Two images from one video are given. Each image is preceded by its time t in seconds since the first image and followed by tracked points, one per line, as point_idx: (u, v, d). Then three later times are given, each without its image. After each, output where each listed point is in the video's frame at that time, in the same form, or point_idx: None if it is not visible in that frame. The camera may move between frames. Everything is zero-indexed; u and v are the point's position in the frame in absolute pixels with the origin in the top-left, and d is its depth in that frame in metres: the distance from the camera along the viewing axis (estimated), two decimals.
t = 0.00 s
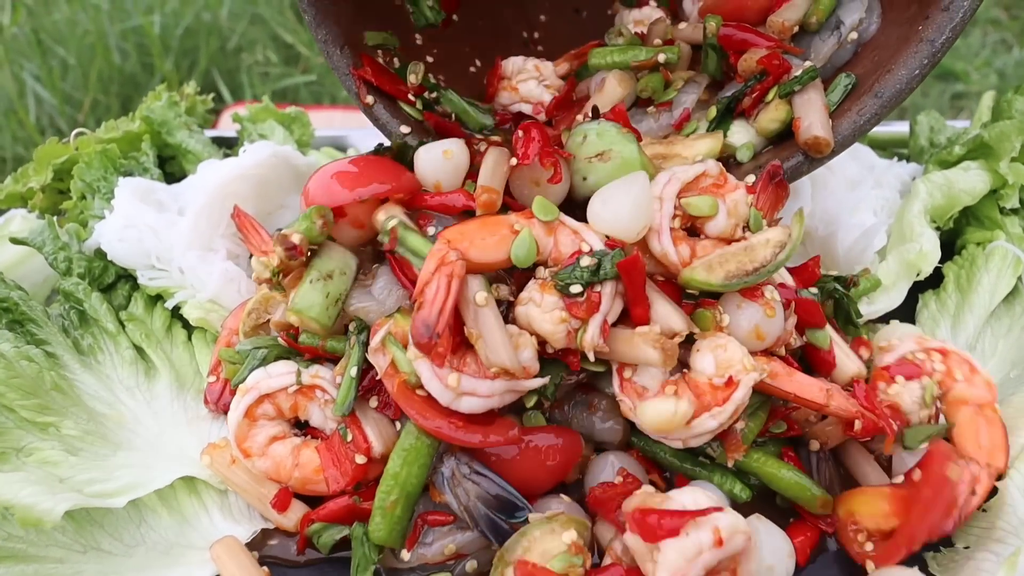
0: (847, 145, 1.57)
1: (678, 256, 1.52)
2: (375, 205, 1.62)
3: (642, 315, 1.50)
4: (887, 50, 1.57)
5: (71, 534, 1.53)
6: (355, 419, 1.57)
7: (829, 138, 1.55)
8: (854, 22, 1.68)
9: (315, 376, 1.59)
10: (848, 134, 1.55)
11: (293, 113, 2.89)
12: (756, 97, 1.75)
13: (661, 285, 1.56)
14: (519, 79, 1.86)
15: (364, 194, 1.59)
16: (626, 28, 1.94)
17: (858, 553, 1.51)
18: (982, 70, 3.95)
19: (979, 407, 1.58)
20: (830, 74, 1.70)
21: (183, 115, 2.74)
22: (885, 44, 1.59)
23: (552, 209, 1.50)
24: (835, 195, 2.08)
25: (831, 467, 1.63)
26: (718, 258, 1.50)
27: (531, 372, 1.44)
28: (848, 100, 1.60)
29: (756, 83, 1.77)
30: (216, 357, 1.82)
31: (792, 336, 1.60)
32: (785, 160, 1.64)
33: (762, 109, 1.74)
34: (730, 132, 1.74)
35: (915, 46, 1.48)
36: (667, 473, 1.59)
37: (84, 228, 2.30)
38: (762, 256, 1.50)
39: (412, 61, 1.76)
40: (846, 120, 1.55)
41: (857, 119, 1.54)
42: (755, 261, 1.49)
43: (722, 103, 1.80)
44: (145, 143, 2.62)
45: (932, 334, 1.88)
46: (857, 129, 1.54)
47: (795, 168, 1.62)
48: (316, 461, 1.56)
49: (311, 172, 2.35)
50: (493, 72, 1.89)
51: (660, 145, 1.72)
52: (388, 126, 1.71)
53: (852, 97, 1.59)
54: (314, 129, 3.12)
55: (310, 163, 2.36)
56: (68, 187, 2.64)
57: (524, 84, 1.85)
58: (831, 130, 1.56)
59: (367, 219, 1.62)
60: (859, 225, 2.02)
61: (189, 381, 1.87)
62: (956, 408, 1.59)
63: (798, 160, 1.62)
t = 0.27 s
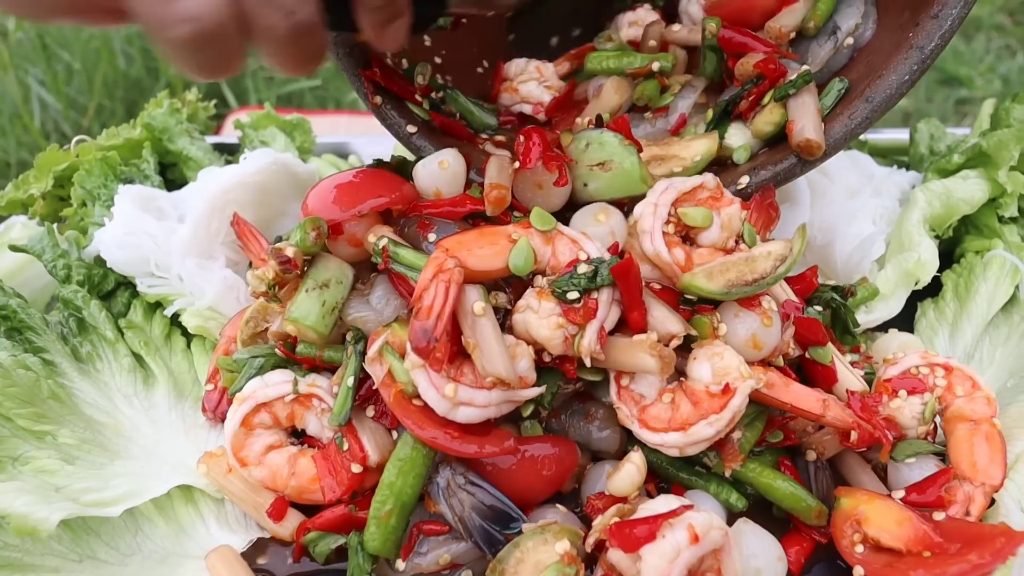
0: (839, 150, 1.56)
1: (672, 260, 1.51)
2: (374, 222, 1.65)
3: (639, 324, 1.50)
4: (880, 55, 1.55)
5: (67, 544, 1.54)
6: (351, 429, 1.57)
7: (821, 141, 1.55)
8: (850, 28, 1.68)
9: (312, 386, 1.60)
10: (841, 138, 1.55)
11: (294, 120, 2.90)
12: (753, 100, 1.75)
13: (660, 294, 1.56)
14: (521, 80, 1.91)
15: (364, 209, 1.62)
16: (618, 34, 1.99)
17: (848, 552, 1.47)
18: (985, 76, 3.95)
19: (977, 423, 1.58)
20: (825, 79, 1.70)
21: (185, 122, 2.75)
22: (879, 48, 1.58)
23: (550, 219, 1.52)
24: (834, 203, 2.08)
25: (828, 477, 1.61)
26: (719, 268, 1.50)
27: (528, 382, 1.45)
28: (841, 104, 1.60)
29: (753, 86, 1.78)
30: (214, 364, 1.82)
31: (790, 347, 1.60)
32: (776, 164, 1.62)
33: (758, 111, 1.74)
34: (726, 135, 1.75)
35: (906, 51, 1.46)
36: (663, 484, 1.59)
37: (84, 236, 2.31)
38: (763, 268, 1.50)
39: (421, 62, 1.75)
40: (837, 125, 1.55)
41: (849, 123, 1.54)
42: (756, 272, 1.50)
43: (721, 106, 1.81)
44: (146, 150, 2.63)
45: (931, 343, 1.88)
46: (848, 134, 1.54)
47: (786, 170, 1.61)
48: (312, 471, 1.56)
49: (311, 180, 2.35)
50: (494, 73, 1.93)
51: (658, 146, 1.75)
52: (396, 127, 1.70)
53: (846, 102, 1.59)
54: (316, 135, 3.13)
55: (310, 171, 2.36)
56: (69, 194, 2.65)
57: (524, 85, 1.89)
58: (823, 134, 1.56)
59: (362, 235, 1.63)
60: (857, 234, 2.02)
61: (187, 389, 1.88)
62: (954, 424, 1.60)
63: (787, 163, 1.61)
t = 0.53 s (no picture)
0: (834, 155, 1.55)
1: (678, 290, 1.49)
2: (365, 229, 1.66)
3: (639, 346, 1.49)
4: (874, 61, 1.55)
5: (62, 549, 1.54)
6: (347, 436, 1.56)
7: (816, 146, 1.53)
8: (840, 33, 1.66)
9: (307, 391, 1.59)
10: (837, 142, 1.53)
11: (292, 124, 2.89)
12: (745, 103, 1.75)
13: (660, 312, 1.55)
14: (483, 88, 1.87)
15: (355, 217, 1.64)
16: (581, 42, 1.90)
17: (846, 560, 1.46)
18: (985, 79, 3.94)
19: (976, 429, 1.57)
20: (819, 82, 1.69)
21: (182, 125, 2.74)
22: (872, 54, 1.58)
23: (555, 234, 1.49)
24: (833, 208, 2.07)
25: (826, 483, 1.61)
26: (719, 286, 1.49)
27: (522, 397, 1.45)
28: (836, 109, 1.59)
29: (745, 90, 1.76)
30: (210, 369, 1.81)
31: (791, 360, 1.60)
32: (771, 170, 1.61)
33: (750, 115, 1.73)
34: (717, 139, 1.72)
35: (903, 55, 1.47)
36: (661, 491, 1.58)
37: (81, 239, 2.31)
38: (766, 284, 1.49)
39: (393, 64, 1.77)
40: (833, 130, 1.54)
41: (845, 127, 1.53)
42: (759, 290, 1.48)
43: (708, 113, 1.78)
44: (144, 154, 2.63)
45: (929, 349, 1.88)
46: (844, 139, 1.53)
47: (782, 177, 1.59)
48: (307, 478, 1.56)
49: (309, 184, 2.35)
50: (454, 79, 1.90)
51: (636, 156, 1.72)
52: (364, 127, 1.67)
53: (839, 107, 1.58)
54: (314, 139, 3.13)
55: (308, 175, 2.35)
56: (66, 197, 2.65)
57: (487, 94, 1.86)
58: (819, 139, 1.55)
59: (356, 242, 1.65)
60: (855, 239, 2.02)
61: (183, 394, 1.87)
62: (953, 430, 1.59)
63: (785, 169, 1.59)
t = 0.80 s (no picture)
0: (811, 142, 1.55)
1: (681, 282, 1.49)
2: (368, 231, 1.66)
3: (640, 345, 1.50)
4: (857, 50, 1.55)
5: (64, 549, 1.54)
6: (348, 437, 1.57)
7: (793, 132, 1.53)
8: (829, 24, 1.67)
9: (308, 393, 1.60)
10: (813, 129, 1.54)
11: (291, 125, 2.89)
12: (731, 91, 1.76)
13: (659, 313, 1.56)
14: (477, 76, 1.87)
15: (360, 221, 1.63)
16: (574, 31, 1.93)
17: (845, 562, 1.47)
18: (982, 82, 3.95)
19: (975, 433, 1.57)
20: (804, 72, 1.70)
21: (182, 127, 2.75)
22: (856, 45, 1.57)
23: (556, 236, 1.51)
24: (831, 211, 2.08)
25: (825, 485, 1.62)
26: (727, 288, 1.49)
27: (523, 398, 1.46)
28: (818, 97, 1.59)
29: (730, 78, 1.78)
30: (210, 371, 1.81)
31: (792, 364, 1.60)
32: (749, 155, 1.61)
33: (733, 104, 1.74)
34: (702, 127, 1.73)
35: (883, 43, 1.46)
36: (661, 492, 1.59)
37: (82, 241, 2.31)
38: (771, 283, 1.49)
39: (396, 52, 1.79)
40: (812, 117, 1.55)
41: (824, 114, 1.53)
42: (763, 289, 1.49)
43: (694, 102, 1.80)
44: (143, 156, 2.63)
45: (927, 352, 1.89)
46: (823, 125, 1.53)
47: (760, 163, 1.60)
48: (308, 479, 1.56)
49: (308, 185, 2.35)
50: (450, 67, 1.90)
51: (619, 142, 1.74)
52: (363, 113, 1.71)
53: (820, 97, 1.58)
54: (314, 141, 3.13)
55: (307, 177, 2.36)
56: (66, 200, 2.65)
57: (479, 82, 1.86)
58: (796, 125, 1.55)
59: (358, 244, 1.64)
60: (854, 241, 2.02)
61: (183, 395, 1.88)
62: (952, 433, 1.60)
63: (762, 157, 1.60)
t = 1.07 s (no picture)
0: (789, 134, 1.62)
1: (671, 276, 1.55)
2: (368, 233, 1.67)
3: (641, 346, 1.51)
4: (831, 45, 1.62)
5: (67, 547, 1.55)
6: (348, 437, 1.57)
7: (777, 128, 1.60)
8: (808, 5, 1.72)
9: (310, 393, 1.61)
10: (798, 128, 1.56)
11: (290, 127, 2.90)
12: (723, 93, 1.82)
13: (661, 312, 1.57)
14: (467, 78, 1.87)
15: (360, 222, 1.64)
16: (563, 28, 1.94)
17: (844, 561, 1.48)
18: (977, 86, 3.98)
19: (973, 433, 1.59)
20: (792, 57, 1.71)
21: (181, 129, 2.75)
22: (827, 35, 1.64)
23: (558, 238, 1.54)
24: (829, 213, 2.09)
25: (824, 486, 1.63)
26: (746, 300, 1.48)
27: (525, 397, 1.46)
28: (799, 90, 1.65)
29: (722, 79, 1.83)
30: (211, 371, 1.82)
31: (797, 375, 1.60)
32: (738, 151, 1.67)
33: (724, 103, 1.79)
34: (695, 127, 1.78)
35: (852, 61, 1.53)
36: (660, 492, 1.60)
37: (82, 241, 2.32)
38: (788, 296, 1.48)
39: (392, 58, 1.81)
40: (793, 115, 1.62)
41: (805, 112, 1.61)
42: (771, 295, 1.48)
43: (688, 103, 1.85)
44: (143, 157, 2.64)
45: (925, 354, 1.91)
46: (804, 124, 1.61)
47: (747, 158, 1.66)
48: (309, 478, 1.57)
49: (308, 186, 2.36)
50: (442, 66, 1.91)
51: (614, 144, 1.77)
52: (357, 116, 1.75)
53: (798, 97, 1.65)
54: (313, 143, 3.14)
55: (307, 177, 2.36)
56: (66, 201, 2.65)
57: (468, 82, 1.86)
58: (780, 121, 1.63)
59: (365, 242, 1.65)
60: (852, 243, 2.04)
61: (184, 395, 1.88)
62: (950, 434, 1.61)
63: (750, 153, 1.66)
